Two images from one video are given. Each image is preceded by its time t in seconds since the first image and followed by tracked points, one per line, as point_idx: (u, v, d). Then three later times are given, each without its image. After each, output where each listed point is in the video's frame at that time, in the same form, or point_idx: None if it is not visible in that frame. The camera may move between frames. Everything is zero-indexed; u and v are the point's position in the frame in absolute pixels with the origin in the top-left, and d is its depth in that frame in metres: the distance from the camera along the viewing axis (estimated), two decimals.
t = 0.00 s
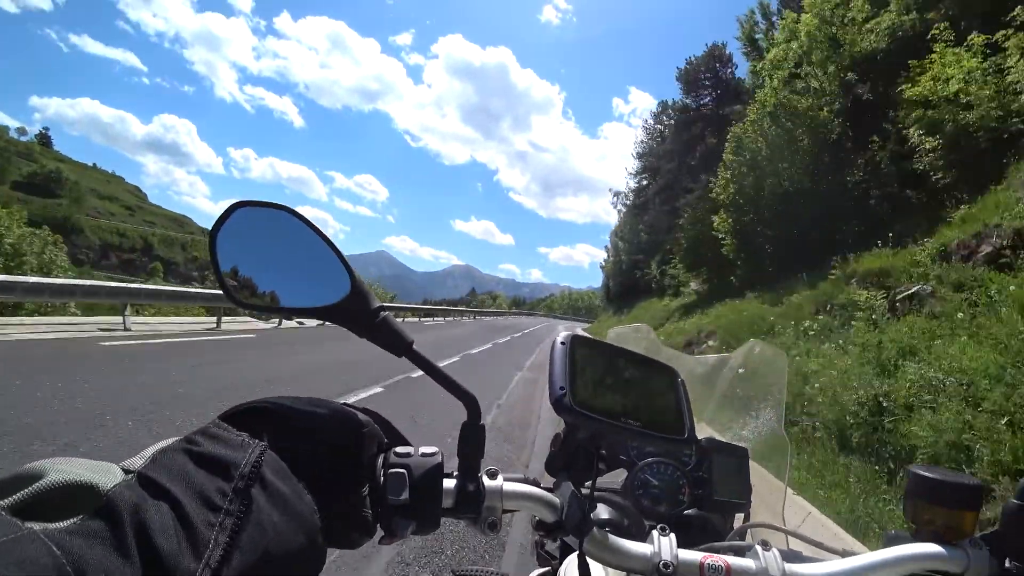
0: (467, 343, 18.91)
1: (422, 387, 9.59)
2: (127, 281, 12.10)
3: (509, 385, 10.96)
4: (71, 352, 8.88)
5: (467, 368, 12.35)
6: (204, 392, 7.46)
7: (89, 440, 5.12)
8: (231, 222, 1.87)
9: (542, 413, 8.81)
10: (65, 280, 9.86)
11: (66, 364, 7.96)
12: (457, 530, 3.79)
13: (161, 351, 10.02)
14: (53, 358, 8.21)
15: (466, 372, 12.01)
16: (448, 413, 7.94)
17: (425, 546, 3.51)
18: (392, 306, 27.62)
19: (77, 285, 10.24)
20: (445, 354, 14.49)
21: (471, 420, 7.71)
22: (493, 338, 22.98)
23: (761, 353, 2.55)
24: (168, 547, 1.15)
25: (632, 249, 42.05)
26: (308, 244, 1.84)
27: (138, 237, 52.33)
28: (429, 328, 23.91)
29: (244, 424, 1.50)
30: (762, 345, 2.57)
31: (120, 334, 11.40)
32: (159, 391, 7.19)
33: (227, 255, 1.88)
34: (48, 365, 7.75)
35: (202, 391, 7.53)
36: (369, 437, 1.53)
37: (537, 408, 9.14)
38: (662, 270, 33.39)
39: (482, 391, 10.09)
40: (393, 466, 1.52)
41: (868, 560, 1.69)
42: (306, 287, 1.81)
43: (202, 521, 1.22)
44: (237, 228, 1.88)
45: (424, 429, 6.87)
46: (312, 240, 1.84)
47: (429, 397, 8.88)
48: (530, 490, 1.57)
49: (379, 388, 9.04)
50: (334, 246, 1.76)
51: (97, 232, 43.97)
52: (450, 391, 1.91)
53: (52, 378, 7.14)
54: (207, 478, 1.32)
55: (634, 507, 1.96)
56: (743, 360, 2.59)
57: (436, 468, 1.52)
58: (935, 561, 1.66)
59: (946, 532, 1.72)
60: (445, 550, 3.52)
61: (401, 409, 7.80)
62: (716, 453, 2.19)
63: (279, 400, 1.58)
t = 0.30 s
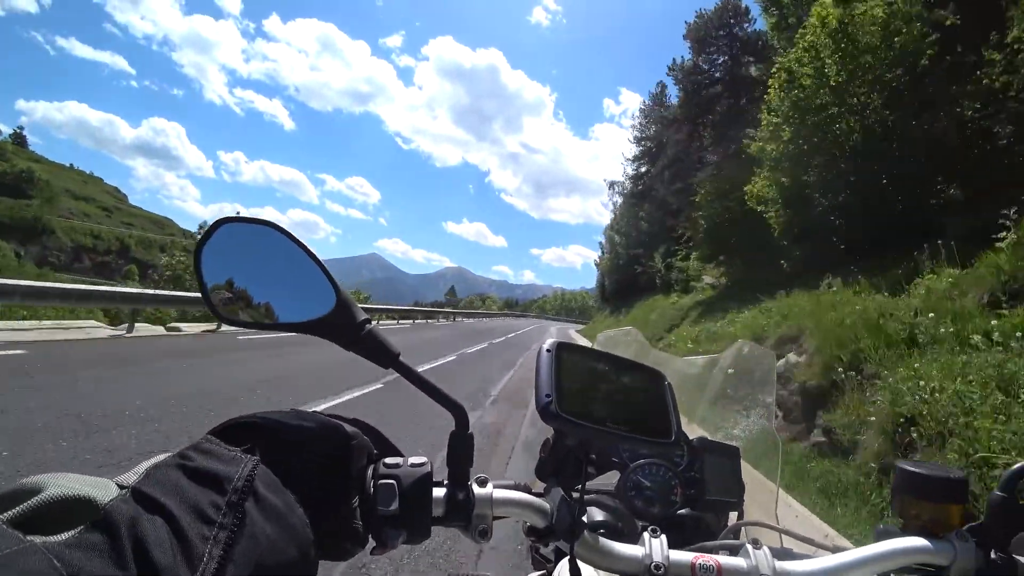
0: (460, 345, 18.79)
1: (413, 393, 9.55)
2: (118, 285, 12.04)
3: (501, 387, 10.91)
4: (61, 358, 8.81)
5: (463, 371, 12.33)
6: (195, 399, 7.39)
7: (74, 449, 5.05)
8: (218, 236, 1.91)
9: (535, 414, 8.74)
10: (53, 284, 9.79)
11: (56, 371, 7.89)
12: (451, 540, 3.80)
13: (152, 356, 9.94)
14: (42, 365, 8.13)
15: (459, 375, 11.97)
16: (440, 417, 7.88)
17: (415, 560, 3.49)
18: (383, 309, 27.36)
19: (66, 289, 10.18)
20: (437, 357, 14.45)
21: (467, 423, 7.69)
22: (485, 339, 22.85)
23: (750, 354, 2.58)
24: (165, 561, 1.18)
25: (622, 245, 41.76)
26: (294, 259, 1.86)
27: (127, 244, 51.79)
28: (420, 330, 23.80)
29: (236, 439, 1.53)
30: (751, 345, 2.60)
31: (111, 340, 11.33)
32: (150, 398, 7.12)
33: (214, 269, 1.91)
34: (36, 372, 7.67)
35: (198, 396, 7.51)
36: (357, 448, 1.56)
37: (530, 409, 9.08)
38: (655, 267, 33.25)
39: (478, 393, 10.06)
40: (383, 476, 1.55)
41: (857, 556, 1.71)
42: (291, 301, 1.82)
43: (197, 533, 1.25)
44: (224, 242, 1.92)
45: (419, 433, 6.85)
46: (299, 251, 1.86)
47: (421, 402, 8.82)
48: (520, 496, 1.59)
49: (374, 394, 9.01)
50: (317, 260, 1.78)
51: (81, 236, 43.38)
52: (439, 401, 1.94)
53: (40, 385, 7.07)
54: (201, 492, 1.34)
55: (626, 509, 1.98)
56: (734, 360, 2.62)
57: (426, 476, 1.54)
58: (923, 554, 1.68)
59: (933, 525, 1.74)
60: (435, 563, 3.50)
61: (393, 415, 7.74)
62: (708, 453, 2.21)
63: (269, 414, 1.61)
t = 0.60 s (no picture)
0: (451, 345, 18.70)
1: (404, 393, 9.49)
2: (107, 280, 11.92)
3: (493, 388, 10.86)
4: (48, 355, 8.68)
5: (457, 373, 12.28)
6: (185, 398, 7.31)
7: (60, 448, 4.97)
8: (206, 240, 1.90)
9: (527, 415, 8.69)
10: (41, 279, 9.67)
11: (42, 368, 7.77)
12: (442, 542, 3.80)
13: (140, 355, 9.82)
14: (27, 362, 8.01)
15: (450, 375, 11.92)
16: (433, 417, 7.83)
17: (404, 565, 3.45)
18: (372, 307, 27.18)
19: (56, 285, 10.08)
20: (428, 357, 14.38)
21: (460, 424, 7.67)
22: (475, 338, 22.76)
23: (743, 353, 2.59)
24: (156, 569, 1.17)
25: (615, 244, 41.75)
26: (284, 261, 1.86)
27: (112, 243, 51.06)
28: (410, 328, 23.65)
29: (226, 444, 1.52)
30: (743, 345, 2.61)
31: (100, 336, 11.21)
32: (139, 397, 7.03)
33: (204, 274, 1.89)
34: (22, 370, 7.55)
35: (191, 396, 7.47)
36: (349, 452, 1.56)
37: (522, 409, 9.04)
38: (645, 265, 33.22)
39: (473, 394, 10.05)
40: (376, 480, 1.54)
41: (850, 552, 1.72)
42: (283, 304, 1.82)
43: (189, 542, 1.24)
44: (213, 246, 1.91)
45: (414, 433, 6.83)
46: (291, 253, 1.85)
47: (413, 403, 8.76)
48: (514, 498, 1.59)
49: (368, 395, 8.98)
50: (309, 261, 1.78)
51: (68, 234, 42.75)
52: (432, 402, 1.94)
53: (29, 383, 6.99)
54: (192, 500, 1.33)
55: (620, 509, 1.98)
56: (725, 360, 2.64)
57: (419, 480, 1.54)
58: (915, 550, 1.70)
59: (924, 523, 1.75)
60: (424, 567, 3.48)
61: (385, 415, 7.68)
62: (702, 452, 2.20)
63: (261, 420, 1.60)
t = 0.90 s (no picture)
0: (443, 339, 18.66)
1: (397, 387, 9.43)
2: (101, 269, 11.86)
3: (485, 384, 10.81)
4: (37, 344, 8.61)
5: (450, 368, 12.25)
6: (175, 389, 7.24)
7: (48, 438, 4.92)
8: (197, 228, 1.89)
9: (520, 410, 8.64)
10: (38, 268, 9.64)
11: (31, 357, 7.73)
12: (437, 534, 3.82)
13: (132, 345, 9.78)
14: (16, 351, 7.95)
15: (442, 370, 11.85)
16: (425, 411, 7.77)
17: (393, 561, 3.43)
18: (364, 299, 27.06)
19: (48, 273, 10.04)
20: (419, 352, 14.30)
21: (451, 418, 7.66)
22: (468, 333, 22.74)
23: (737, 349, 2.59)
24: (143, 560, 1.15)
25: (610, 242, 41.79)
26: (274, 247, 1.84)
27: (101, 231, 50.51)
28: (403, 320, 23.58)
29: (217, 433, 1.50)
30: (737, 340, 2.61)
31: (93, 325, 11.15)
32: (130, 387, 6.97)
33: (195, 263, 1.88)
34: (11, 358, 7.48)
35: (181, 386, 7.45)
36: (342, 444, 1.55)
37: (515, 405, 9.00)
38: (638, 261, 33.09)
39: (466, 389, 10.04)
40: (368, 472, 1.53)
41: (840, 546, 1.72)
42: (274, 291, 1.80)
43: (177, 533, 1.22)
44: (204, 234, 1.90)
45: (406, 426, 6.82)
46: (283, 241, 1.83)
47: (405, 396, 8.71)
48: (508, 491, 1.59)
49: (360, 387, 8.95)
50: (299, 247, 1.76)
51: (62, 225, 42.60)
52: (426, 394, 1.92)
53: (18, 371, 6.96)
54: (180, 490, 1.31)
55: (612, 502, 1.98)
56: (718, 356, 2.63)
57: (412, 471, 1.53)
58: (903, 545, 1.71)
59: (913, 518, 1.76)
60: (419, 558, 3.50)
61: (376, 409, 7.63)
62: (694, 447, 2.20)
63: (253, 410, 1.59)
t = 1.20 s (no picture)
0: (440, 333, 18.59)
1: (393, 379, 9.39)
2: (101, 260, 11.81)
3: (482, 378, 10.76)
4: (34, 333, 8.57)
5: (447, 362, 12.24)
6: (171, 380, 7.21)
7: (46, 429, 4.90)
8: (192, 221, 1.89)
9: (517, 405, 8.60)
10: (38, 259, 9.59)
11: (28, 346, 7.73)
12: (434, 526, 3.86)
13: (128, 335, 9.77)
14: (11, 340, 7.90)
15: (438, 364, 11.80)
16: (421, 405, 7.74)
17: (391, 554, 3.44)
18: (361, 290, 26.96)
19: (45, 264, 10.03)
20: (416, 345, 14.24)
21: (447, 411, 7.66)
22: (465, 326, 22.68)
23: (731, 345, 2.62)
24: (138, 551, 1.16)
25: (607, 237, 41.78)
26: (272, 242, 1.85)
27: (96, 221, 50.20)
28: (400, 313, 23.53)
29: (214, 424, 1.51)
30: (731, 337, 2.64)
31: (90, 316, 11.12)
32: (126, 378, 6.94)
33: (190, 257, 1.87)
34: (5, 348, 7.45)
35: (178, 377, 7.46)
36: (339, 436, 1.56)
37: (512, 400, 8.96)
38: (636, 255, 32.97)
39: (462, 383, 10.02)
40: (365, 464, 1.54)
41: (829, 540, 1.74)
42: (270, 285, 1.80)
43: (173, 524, 1.23)
44: (200, 227, 1.90)
45: (401, 418, 6.82)
46: (282, 236, 1.85)
47: (401, 389, 8.66)
48: (503, 484, 1.60)
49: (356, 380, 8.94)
50: (298, 241, 1.78)
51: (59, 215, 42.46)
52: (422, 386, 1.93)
53: (15, 360, 6.97)
54: (177, 481, 1.32)
55: (605, 495, 2.00)
56: (713, 352, 2.66)
57: (407, 464, 1.54)
58: (891, 539, 1.73)
59: (901, 513, 1.79)
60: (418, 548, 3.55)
61: (373, 402, 7.60)
62: (687, 442, 2.23)
63: (249, 401, 1.59)
